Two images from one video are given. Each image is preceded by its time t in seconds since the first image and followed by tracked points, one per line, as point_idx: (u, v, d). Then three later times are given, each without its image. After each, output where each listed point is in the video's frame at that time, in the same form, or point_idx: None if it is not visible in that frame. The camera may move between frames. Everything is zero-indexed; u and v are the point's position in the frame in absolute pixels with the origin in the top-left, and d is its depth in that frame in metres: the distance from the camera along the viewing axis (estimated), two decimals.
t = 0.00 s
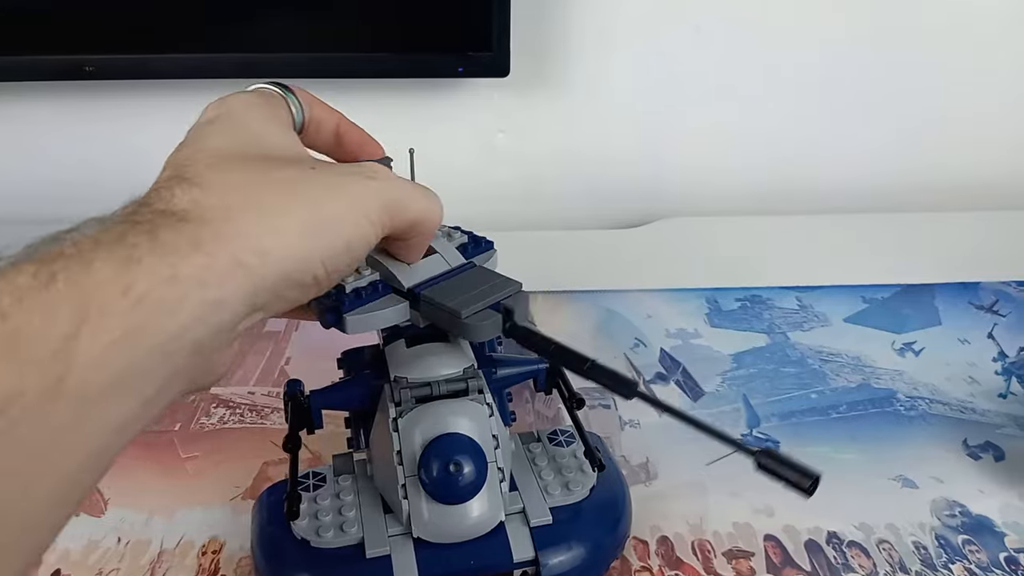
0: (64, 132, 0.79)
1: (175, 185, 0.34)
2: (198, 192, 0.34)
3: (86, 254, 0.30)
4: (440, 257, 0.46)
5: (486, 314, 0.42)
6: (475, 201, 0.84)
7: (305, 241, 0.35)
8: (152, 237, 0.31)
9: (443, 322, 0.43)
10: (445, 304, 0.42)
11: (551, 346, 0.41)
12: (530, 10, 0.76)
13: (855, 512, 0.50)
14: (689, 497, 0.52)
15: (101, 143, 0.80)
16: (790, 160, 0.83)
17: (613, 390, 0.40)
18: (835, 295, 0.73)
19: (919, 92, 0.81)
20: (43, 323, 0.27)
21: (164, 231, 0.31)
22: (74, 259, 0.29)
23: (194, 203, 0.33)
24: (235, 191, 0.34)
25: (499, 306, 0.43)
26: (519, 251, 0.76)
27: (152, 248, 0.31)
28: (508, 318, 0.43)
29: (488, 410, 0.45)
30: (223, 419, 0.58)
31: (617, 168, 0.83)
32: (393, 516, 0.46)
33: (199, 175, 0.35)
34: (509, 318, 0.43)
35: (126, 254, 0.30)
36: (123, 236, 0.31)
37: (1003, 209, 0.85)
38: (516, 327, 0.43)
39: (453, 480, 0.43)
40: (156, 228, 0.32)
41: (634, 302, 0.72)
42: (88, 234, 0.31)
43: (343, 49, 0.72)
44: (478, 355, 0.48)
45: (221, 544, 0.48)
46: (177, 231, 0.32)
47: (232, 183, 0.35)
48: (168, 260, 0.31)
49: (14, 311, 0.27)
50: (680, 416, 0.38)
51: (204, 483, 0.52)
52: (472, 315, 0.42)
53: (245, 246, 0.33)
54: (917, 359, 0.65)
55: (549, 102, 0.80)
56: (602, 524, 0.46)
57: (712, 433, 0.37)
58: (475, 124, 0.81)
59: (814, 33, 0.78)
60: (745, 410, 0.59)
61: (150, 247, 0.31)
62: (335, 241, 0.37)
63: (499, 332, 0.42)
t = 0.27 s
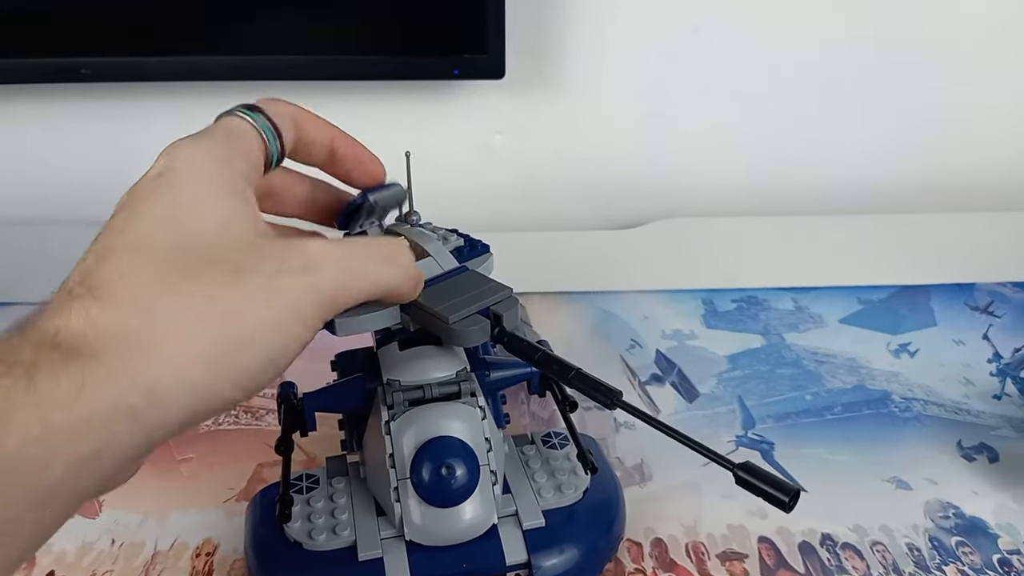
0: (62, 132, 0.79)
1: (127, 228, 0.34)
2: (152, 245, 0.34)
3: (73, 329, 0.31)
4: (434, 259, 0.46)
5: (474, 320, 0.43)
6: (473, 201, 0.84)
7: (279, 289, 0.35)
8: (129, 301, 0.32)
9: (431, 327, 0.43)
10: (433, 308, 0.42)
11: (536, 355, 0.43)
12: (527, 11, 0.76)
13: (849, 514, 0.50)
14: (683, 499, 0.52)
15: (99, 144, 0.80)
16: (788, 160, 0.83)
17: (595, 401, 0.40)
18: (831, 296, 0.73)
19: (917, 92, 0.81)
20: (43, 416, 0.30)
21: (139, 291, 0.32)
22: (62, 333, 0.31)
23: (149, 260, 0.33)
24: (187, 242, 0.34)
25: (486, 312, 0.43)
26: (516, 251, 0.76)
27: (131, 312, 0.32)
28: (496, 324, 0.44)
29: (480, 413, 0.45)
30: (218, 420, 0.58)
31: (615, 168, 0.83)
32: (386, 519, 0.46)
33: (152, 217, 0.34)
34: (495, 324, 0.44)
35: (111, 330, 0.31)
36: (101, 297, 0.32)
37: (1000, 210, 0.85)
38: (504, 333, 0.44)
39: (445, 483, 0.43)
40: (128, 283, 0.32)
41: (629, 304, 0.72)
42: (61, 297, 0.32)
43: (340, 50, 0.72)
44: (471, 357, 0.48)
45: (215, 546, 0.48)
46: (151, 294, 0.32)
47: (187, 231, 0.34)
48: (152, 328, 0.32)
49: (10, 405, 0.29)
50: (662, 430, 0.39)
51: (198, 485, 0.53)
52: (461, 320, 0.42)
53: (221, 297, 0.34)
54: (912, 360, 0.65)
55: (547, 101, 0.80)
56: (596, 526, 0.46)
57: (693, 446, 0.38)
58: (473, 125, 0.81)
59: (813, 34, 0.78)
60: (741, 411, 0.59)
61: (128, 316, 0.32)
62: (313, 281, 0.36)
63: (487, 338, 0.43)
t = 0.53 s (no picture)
0: (61, 133, 0.79)
1: (121, 316, 0.35)
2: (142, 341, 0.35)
3: (74, 436, 0.34)
4: (433, 257, 0.46)
5: (484, 308, 0.43)
6: (472, 202, 0.84)
7: (263, 381, 0.37)
8: (124, 408, 0.34)
9: (442, 319, 0.43)
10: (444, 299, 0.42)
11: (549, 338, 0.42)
12: (526, 12, 0.76)
13: (847, 513, 0.50)
14: (681, 498, 0.52)
15: (98, 145, 0.80)
16: (787, 160, 0.83)
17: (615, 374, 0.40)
18: (829, 295, 0.73)
19: (916, 92, 0.81)
20: (54, 531, 0.33)
21: (132, 398, 0.34)
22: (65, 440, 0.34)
23: (140, 364, 0.35)
24: (174, 340, 0.35)
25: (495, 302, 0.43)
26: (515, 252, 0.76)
27: (125, 417, 0.34)
28: (506, 313, 0.44)
29: (478, 405, 0.45)
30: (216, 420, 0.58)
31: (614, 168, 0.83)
32: (383, 511, 0.46)
33: (144, 307, 0.36)
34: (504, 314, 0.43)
35: (109, 443, 0.34)
36: (99, 402, 0.34)
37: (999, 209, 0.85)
38: (513, 320, 0.44)
39: (442, 473, 0.43)
40: (122, 387, 0.35)
41: (626, 303, 0.72)
42: (63, 391, 0.34)
43: (338, 50, 0.72)
44: (469, 353, 0.48)
45: (214, 545, 0.48)
46: (143, 401, 0.35)
47: (175, 327, 0.35)
48: (145, 436, 0.34)
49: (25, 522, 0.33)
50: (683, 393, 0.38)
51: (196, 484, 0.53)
52: (472, 309, 0.42)
53: (209, 400, 0.35)
54: (910, 360, 0.65)
55: (546, 102, 0.80)
56: (593, 522, 0.46)
57: (719, 407, 0.38)
58: (473, 125, 0.81)
59: (811, 34, 0.78)
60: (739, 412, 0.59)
61: (124, 429, 0.34)
62: (298, 361, 0.37)
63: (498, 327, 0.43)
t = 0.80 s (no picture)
0: (63, 133, 0.79)
1: (118, 321, 0.36)
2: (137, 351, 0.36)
3: (74, 441, 0.35)
4: (430, 253, 0.46)
5: (479, 302, 0.42)
6: (473, 202, 0.84)
7: (254, 389, 0.36)
8: (120, 415, 0.35)
9: (437, 315, 0.43)
10: (439, 294, 0.42)
11: (544, 327, 0.41)
12: (527, 12, 0.76)
13: (849, 511, 0.50)
14: (682, 496, 0.52)
15: (100, 144, 0.80)
16: (789, 160, 0.83)
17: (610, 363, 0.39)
18: (829, 295, 0.73)
19: (917, 92, 0.81)
20: (57, 534, 0.35)
21: (128, 406, 0.35)
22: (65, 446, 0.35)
23: (134, 372, 0.35)
24: (167, 348, 0.36)
25: (490, 295, 0.43)
26: (516, 252, 0.76)
27: (120, 425, 0.35)
28: (500, 306, 0.43)
29: (480, 396, 0.45)
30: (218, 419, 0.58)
31: (615, 168, 0.83)
32: (390, 504, 0.45)
33: (139, 314, 0.36)
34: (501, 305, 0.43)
35: (106, 450, 0.35)
36: (96, 409, 0.35)
37: (1000, 208, 0.85)
38: (509, 312, 0.43)
39: (448, 464, 0.43)
40: (119, 394, 0.35)
41: (626, 301, 0.72)
42: (64, 396, 0.35)
43: (338, 50, 0.72)
44: (467, 346, 0.48)
45: (215, 545, 0.48)
46: (137, 408, 0.35)
47: (168, 335, 0.36)
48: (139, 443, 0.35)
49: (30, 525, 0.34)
50: (677, 380, 0.37)
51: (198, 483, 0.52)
52: (466, 303, 0.42)
53: (200, 409, 0.36)
54: (911, 358, 0.65)
55: (547, 102, 0.80)
56: (597, 512, 0.46)
57: (714, 393, 0.36)
58: (474, 125, 0.81)
59: (813, 34, 0.78)
60: (741, 410, 0.59)
61: (119, 435, 0.35)
62: (290, 369, 0.37)
63: (491, 321, 0.43)
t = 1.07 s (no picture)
0: (63, 133, 0.79)
1: (134, 328, 0.35)
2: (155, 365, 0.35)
3: (91, 455, 0.35)
4: (438, 258, 0.46)
5: (489, 311, 0.42)
6: (473, 201, 0.84)
7: (267, 401, 0.37)
8: (138, 430, 0.35)
9: (446, 321, 0.43)
10: (449, 300, 0.42)
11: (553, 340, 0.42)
12: (527, 11, 0.76)
13: (851, 510, 0.50)
14: (685, 495, 0.52)
15: (100, 144, 0.80)
16: (788, 159, 0.83)
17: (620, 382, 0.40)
18: (831, 294, 0.73)
19: (917, 90, 0.81)
20: (74, 547, 0.35)
21: (146, 421, 0.35)
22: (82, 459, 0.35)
23: (153, 385, 0.35)
24: (185, 360, 0.35)
25: (501, 304, 0.43)
26: (517, 252, 0.76)
27: (138, 441, 0.35)
28: (510, 315, 0.43)
29: (488, 406, 0.45)
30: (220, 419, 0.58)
31: (615, 167, 0.83)
32: (396, 514, 0.46)
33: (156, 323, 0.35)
34: (511, 315, 0.43)
35: (125, 467, 0.35)
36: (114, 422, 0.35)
37: (999, 207, 0.85)
38: (519, 321, 0.43)
39: (455, 476, 0.43)
40: (136, 408, 0.35)
41: (628, 301, 0.72)
42: (78, 406, 0.35)
43: (337, 50, 0.72)
44: (477, 351, 0.48)
45: (219, 544, 0.48)
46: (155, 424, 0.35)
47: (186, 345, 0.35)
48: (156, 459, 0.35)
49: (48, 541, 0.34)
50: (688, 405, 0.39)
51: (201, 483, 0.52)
52: (476, 311, 0.42)
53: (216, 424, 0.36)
54: (912, 357, 0.65)
55: (547, 101, 0.80)
56: (601, 521, 0.46)
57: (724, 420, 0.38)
58: (474, 124, 0.81)
59: (813, 33, 0.78)
60: (742, 409, 0.60)
61: (138, 451, 0.35)
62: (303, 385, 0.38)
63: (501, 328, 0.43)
